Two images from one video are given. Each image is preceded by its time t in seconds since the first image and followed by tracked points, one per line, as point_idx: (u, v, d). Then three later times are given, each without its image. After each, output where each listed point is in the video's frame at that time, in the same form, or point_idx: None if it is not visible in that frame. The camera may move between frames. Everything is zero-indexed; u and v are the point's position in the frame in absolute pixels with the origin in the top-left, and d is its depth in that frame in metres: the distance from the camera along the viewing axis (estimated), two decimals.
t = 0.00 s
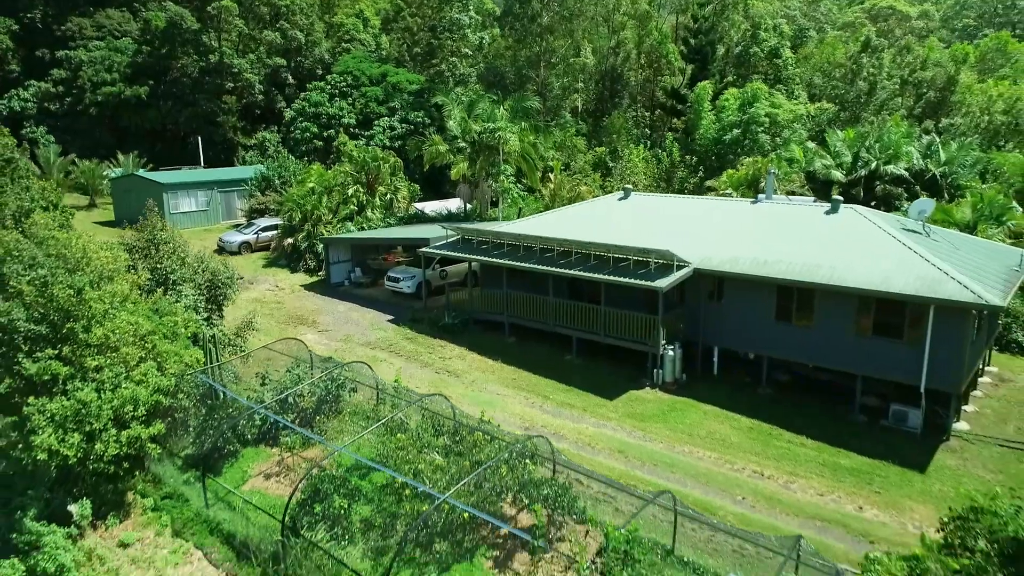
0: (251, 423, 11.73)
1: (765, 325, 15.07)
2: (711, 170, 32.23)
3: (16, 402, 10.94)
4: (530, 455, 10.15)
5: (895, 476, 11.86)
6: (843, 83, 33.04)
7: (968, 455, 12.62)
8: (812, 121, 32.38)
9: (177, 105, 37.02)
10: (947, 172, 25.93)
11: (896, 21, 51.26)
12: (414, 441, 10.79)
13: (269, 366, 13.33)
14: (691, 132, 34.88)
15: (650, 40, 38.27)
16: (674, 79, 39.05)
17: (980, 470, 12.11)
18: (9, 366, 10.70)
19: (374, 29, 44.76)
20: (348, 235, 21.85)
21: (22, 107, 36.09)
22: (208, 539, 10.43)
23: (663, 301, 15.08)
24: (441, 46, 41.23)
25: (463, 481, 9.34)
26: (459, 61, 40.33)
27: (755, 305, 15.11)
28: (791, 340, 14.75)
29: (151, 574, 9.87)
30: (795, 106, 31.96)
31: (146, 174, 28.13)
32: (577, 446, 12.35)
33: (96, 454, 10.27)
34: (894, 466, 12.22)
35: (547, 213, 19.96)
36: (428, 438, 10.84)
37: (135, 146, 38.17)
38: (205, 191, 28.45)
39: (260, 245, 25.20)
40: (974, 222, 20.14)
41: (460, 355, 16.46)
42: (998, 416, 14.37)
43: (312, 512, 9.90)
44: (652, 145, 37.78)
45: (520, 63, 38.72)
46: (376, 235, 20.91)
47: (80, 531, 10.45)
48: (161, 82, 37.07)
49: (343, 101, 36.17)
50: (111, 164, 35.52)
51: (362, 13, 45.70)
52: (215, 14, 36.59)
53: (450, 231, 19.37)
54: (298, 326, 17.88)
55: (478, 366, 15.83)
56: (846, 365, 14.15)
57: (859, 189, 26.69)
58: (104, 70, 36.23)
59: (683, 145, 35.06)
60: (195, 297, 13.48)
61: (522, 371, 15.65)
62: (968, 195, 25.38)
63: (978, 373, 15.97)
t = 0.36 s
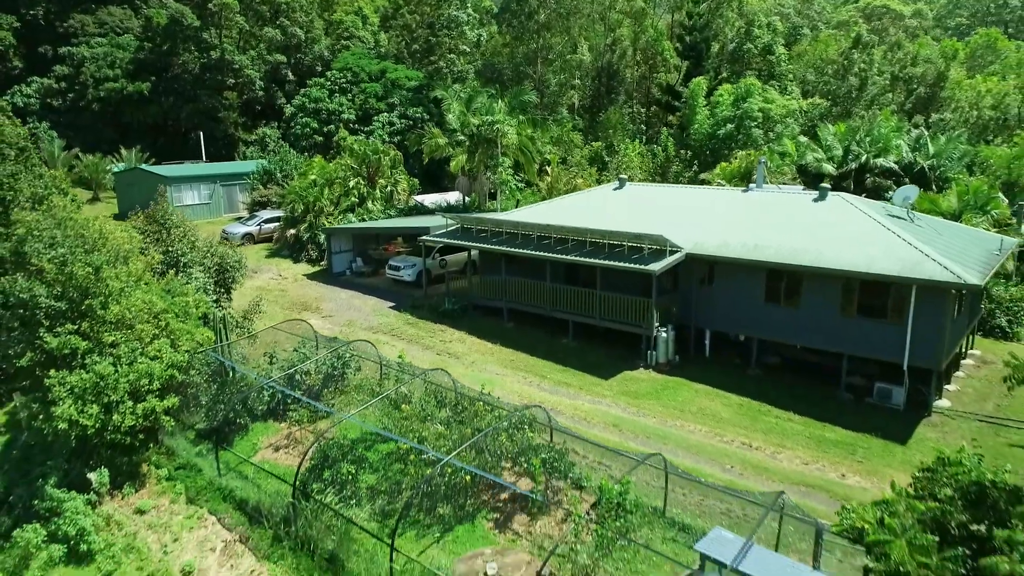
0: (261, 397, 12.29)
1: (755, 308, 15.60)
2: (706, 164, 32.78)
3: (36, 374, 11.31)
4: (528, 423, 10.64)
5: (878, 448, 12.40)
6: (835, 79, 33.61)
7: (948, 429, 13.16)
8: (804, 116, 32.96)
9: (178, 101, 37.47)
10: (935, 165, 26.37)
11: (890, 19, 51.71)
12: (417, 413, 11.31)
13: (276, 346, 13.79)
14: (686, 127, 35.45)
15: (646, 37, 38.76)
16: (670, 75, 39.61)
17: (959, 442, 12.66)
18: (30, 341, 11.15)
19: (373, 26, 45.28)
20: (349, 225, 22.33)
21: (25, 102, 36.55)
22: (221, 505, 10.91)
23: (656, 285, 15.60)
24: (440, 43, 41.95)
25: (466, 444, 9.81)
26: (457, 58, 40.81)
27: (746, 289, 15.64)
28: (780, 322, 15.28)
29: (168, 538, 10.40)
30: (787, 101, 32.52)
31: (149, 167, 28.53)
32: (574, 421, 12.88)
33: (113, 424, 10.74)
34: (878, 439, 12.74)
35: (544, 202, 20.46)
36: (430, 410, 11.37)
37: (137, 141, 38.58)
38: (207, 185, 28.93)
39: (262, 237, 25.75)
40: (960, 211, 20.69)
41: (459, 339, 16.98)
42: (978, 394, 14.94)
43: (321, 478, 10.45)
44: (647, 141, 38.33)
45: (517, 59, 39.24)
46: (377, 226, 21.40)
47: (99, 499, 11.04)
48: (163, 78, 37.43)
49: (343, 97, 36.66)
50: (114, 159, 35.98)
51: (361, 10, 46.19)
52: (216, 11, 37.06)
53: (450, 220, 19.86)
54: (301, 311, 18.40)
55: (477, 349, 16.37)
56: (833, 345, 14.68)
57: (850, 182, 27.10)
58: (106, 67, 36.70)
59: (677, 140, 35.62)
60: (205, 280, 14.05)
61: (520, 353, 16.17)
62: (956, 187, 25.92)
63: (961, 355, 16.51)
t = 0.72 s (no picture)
0: (269, 374, 12.75)
1: (747, 292, 16.11)
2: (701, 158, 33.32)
3: (57, 350, 11.87)
4: (527, 396, 11.11)
5: (864, 422, 12.91)
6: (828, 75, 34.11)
7: (933, 405, 13.65)
8: (798, 111, 33.48)
9: (181, 97, 37.92)
10: (926, 158, 26.84)
11: (884, 17, 52.14)
12: (421, 387, 11.80)
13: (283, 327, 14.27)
14: (681, 123, 35.99)
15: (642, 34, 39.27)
16: (666, 71, 40.14)
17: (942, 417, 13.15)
18: (51, 318, 11.73)
19: (372, 25, 45.81)
20: (352, 217, 22.86)
21: (29, 98, 36.97)
22: (233, 475, 11.35)
23: (652, 270, 16.12)
24: (439, 40, 42.49)
25: (468, 413, 10.24)
26: (456, 55, 41.32)
27: (738, 274, 16.16)
28: (771, 305, 15.79)
29: (184, 505, 10.87)
30: (781, 97, 33.05)
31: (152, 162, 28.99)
32: (571, 398, 13.38)
33: (130, 398, 11.13)
34: (864, 415, 13.24)
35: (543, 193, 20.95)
36: (433, 384, 11.87)
37: (139, 136, 38.99)
38: (211, 179, 29.42)
39: (265, 229, 26.34)
40: (948, 201, 21.22)
41: (460, 324, 17.49)
42: (962, 374, 15.46)
43: (330, 447, 10.98)
44: (644, 136, 38.83)
45: (515, 56, 39.77)
46: (379, 217, 21.93)
47: (116, 469, 11.52)
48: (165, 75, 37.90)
49: (343, 93, 37.15)
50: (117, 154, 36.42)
51: (361, 9, 46.71)
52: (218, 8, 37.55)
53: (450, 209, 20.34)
54: (306, 298, 18.88)
55: (478, 333, 16.88)
56: (822, 327, 15.19)
57: (842, 175, 27.70)
58: (109, 63, 37.14)
59: (673, 135, 36.13)
60: (215, 265, 14.54)
61: (519, 337, 16.68)
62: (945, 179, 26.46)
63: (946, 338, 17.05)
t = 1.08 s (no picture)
0: (278, 353, 13.18)
1: (740, 278, 16.60)
2: (698, 152, 33.82)
3: (76, 329, 12.38)
4: (528, 370, 11.56)
5: (851, 399, 13.38)
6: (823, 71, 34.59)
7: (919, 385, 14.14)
8: (793, 107, 33.99)
9: (184, 93, 38.38)
10: (918, 151, 27.50)
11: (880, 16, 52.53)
12: (426, 363, 12.27)
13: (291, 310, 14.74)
14: (678, 119, 36.47)
15: (639, 32, 39.78)
16: (663, 68, 40.65)
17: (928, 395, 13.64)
18: (71, 298, 12.25)
19: (373, 23, 46.27)
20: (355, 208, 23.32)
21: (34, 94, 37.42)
22: (246, 448, 11.79)
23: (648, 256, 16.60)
24: (439, 38, 43.15)
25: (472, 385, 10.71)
26: (456, 52, 41.80)
27: (731, 260, 16.65)
28: (764, 290, 16.28)
29: (199, 475, 11.35)
30: (777, 93, 33.56)
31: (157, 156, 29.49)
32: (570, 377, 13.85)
33: (146, 374, 11.56)
34: (852, 393, 13.72)
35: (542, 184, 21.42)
36: (437, 361, 12.33)
37: (143, 132, 39.40)
38: (215, 173, 29.93)
39: (269, 221, 26.90)
40: (937, 191, 21.72)
41: (462, 310, 17.96)
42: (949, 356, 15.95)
43: (338, 419, 11.39)
44: (641, 132, 39.31)
45: (514, 53, 40.29)
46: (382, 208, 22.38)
47: (133, 442, 12.02)
48: (169, 71, 38.45)
49: (345, 90, 37.56)
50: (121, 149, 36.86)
51: (361, 6, 47.16)
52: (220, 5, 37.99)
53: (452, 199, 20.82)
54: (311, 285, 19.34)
55: (479, 318, 17.35)
56: (813, 311, 15.67)
57: (836, 168, 28.26)
58: (113, 60, 37.56)
59: (671, 130, 36.60)
60: (226, 251, 15.00)
61: (519, 322, 17.16)
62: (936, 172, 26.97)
63: (934, 324, 17.54)
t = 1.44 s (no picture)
0: (288, 334, 13.71)
1: (736, 265, 17.05)
2: (696, 147, 34.27)
3: (93, 309, 12.88)
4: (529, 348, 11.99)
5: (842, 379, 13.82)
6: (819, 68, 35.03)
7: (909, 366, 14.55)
8: (790, 102, 34.45)
9: (188, 90, 38.85)
10: (911, 146, 27.99)
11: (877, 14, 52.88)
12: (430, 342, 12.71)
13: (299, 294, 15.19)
14: (677, 114, 36.89)
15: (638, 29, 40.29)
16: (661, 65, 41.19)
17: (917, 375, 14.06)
18: (89, 279, 12.73)
19: (374, 21, 46.82)
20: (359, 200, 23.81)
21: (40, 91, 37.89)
22: (257, 424, 12.21)
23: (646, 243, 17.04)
24: (440, 35, 44.03)
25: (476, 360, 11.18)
26: (457, 50, 42.33)
27: (727, 247, 17.10)
28: (758, 277, 16.73)
29: (213, 449, 11.80)
30: (774, 88, 34.02)
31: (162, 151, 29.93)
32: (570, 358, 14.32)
33: (161, 352, 12.00)
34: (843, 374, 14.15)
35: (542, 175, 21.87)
36: (441, 341, 12.80)
37: (147, 127, 39.83)
38: (220, 167, 30.38)
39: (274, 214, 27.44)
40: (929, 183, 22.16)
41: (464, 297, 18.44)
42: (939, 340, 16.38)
43: (347, 395, 11.82)
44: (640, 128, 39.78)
45: (515, 50, 40.80)
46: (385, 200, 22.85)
47: (149, 418, 12.50)
48: (173, 68, 38.84)
49: (347, 86, 37.99)
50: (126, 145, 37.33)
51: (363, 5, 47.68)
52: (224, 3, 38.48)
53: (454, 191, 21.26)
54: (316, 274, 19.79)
55: (481, 304, 17.83)
56: (806, 296, 16.11)
57: (831, 162, 28.70)
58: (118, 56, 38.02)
59: (669, 126, 37.03)
60: (235, 238, 15.45)
61: (520, 308, 17.62)
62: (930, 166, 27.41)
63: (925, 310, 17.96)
